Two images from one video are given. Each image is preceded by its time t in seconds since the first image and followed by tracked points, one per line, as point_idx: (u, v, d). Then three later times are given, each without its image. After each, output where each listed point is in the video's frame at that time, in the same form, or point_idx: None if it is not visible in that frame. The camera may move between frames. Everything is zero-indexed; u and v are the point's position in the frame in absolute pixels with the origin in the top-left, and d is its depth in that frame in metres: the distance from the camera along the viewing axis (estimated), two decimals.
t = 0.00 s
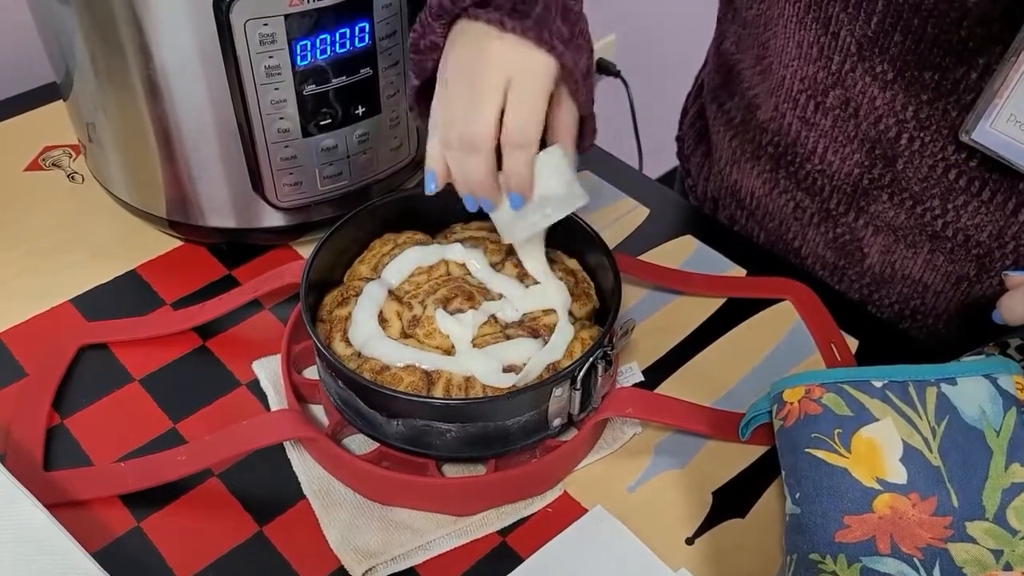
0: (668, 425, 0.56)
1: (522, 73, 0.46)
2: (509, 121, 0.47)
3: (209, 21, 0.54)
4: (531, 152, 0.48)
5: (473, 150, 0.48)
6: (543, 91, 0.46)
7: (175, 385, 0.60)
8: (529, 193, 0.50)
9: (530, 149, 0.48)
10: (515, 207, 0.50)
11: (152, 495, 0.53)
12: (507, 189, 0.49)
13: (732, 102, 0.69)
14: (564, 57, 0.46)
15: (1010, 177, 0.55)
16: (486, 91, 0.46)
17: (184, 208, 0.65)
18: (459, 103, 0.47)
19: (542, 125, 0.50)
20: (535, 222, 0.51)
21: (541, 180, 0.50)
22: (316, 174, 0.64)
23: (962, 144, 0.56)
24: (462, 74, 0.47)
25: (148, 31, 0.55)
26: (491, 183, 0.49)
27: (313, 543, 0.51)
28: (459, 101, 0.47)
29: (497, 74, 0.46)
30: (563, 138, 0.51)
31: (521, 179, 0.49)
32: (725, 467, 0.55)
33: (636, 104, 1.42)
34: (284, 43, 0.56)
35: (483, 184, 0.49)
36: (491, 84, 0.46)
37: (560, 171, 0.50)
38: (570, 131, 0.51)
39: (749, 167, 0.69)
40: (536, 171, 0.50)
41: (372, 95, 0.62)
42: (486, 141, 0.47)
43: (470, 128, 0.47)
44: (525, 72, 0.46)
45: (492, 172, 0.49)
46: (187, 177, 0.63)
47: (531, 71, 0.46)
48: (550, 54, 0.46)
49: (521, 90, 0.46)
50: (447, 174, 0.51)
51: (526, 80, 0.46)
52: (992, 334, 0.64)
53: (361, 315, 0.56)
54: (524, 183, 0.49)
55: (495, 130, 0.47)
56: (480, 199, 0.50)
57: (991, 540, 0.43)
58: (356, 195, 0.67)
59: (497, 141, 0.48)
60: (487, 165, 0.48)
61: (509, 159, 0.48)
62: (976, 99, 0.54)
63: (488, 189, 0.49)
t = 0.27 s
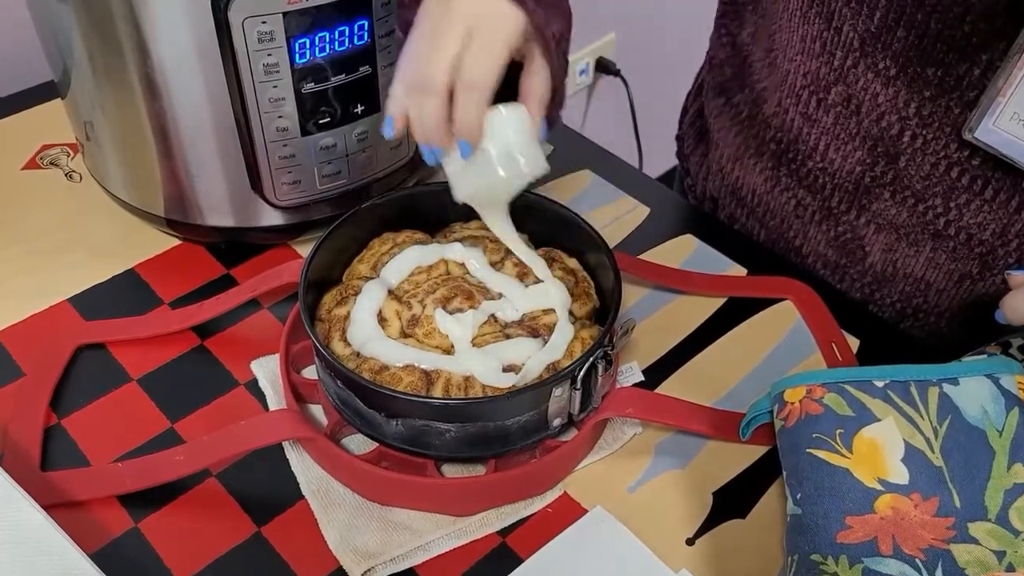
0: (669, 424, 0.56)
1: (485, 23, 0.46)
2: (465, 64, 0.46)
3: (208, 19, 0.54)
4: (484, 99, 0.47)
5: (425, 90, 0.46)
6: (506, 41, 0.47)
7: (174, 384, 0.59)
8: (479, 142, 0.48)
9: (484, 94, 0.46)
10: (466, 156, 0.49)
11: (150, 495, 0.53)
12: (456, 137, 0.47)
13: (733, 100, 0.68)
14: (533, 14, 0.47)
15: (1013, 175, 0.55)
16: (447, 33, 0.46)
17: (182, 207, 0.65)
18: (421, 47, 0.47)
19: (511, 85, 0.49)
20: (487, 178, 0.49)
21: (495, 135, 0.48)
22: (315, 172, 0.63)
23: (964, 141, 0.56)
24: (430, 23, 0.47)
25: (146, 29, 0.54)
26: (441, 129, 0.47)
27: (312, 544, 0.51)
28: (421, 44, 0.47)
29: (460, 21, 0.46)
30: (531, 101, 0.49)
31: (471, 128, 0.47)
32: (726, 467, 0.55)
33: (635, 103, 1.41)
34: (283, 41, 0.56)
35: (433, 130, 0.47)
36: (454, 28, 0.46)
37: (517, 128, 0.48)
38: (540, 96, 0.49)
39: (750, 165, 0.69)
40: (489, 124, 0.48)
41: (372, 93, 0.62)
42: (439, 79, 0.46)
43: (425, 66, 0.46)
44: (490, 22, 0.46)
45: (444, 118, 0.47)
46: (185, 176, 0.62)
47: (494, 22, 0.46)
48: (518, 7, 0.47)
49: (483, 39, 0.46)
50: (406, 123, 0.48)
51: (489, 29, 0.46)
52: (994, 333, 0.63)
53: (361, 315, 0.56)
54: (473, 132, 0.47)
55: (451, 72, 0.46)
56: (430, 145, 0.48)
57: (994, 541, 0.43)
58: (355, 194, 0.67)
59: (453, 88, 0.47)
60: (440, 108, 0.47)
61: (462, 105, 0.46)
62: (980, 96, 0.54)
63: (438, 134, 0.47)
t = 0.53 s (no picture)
0: (669, 425, 0.56)
1: (443, 46, 0.44)
2: (420, 84, 0.44)
3: (205, 17, 0.54)
4: (437, 118, 0.45)
5: (377, 106, 0.44)
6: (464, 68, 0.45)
7: (171, 384, 0.59)
8: (428, 161, 0.47)
9: (437, 114, 0.45)
10: (414, 173, 0.47)
11: (147, 495, 0.53)
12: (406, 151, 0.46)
13: (734, 97, 0.68)
14: (495, 37, 0.45)
15: (1013, 170, 0.55)
16: (402, 52, 0.44)
17: (180, 206, 0.64)
18: (376, 63, 0.45)
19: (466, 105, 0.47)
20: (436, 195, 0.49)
21: (445, 155, 0.47)
22: (314, 171, 0.63)
23: (964, 135, 0.55)
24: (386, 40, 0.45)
25: (144, 28, 0.54)
26: (395, 144, 0.45)
27: (311, 544, 0.51)
28: (377, 60, 0.45)
29: (417, 43, 0.44)
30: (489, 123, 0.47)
31: (421, 145, 0.45)
32: (726, 468, 0.55)
33: (635, 102, 1.41)
34: (281, 39, 0.56)
35: (386, 143, 0.45)
36: (410, 50, 0.44)
37: (466, 149, 0.47)
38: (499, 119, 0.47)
39: (750, 162, 0.69)
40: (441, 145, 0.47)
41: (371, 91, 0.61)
42: (392, 97, 0.44)
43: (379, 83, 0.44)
44: (449, 45, 0.45)
45: (397, 135, 0.45)
46: (183, 175, 0.62)
47: (453, 44, 0.44)
48: (480, 29, 0.45)
49: (439, 62, 0.44)
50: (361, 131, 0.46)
51: (447, 53, 0.44)
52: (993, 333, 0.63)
53: (360, 315, 0.56)
54: (424, 151, 0.46)
55: (405, 91, 0.44)
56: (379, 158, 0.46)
57: (996, 542, 0.43)
58: (354, 193, 0.66)
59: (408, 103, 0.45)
60: (391, 125, 0.44)
61: (415, 123, 0.45)
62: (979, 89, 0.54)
63: (389, 149, 0.45)
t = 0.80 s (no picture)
0: (671, 424, 0.55)
1: (421, 72, 0.42)
2: (396, 113, 0.42)
3: (207, 15, 0.54)
4: (409, 147, 0.43)
5: (346, 129, 0.42)
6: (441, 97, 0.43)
7: (172, 383, 0.59)
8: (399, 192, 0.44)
9: (410, 143, 0.43)
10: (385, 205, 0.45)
11: (148, 495, 0.53)
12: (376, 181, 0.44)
13: (739, 96, 0.68)
14: (477, 68, 0.43)
15: (1018, 171, 0.55)
16: (376, 79, 0.42)
17: (181, 204, 0.64)
18: (349, 88, 0.43)
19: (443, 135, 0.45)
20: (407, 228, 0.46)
21: (418, 186, 0.45)
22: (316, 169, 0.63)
23: (969, 136, 0.55)
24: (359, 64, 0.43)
25: (145, 26, 0.54)
26: (361, 177, 0.43)
27: (312, 543, 0.51)
28: (349, 83, 0.43)
29: (392, 67, 0.42)
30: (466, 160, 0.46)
31: (391, 175, 0.43)
32: (728, 467, 0.55)
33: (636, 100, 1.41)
34: (283, 37, 0.56)
35: (350, 172, 0.43)
36: (386, 74, 0.42)
37: (439, 180, 0.45)
38: (477, 150, 0.46)
39: (755, 161, 0.69)
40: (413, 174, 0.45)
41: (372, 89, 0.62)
42: (364, 122, 0.42)
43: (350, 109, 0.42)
44: (427, 71, 0.42)
45: (364, 160, 0.43)
46: (184, 174, 0.62)
47: (431, 70, 0.42)
48: (459, 57, 0.43)
49: (417, 88, 0.42)
50: (325, 163, 0.45)
51: (424, 79, 0.42)
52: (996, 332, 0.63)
53: (361, 314, 0.55)
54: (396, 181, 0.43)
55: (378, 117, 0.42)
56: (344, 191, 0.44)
57: (1000, 542, 0.43)
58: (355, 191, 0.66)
59: (376, 131, 0.43)
60: (361, 151, 0.42)
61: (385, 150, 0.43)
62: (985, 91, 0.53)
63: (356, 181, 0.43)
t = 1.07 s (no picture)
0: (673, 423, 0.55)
1: (409, 114, 0.41)
2: (385, 154, 0.41)
3: (208, 11, 0.54)
4: (399, 196, 0.43)
5: (335, 175, 0.42)
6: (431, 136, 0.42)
7: (173, 381, 0.59)
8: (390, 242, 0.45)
9: (398, 190, 0.42)
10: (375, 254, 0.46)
11: (149, 492, 0.53)
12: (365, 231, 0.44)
13: (741, 94, 0.68)
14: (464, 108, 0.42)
15: None
16: (363, 124, 0.41)
17: (182, 202, 0.64)
18: (336, 131, 0.42)
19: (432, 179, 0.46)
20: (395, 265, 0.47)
21: (409, 234, 0.46)
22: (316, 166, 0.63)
23: (975, 133, 0.55)
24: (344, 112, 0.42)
25: (146, 23, 0.54)
26: (350, 224, 0.43)
27: (312, 541, 0.50)
28: (336, 126, 0.42)
29: (379, 109, 0.41)
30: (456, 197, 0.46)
31: (382, 224, 0.43)
32: (730, 466, 0.55)
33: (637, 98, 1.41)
34: (284, 33, 0.56)
35: (341, 223, 0.43)
36: (373, 118, 0.41)
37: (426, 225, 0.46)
38: (465, 194, 0.46)
39: (757, 159, 0.68)
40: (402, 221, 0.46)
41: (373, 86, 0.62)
42: (352, 168, 0.41)
43: (338, 153, 0.41)
44: (414, 112, 0.41)
45: (353, 211, 0.43)
46: (184, 171, 0.62)
47: (419, 112, 0.41)
48: (446, 96, 0.42)
49: (405, 129, 0.41)
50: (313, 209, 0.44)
51: (412, 121, 0.41)
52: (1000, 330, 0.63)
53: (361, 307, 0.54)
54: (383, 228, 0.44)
55: (366, 161, 0.41)
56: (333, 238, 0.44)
57: (1004, 541, 0.42)
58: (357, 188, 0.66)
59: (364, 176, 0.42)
60: (348, 198, 0.42)
61: (373, 196, 0.42)
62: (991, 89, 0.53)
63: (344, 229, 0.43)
